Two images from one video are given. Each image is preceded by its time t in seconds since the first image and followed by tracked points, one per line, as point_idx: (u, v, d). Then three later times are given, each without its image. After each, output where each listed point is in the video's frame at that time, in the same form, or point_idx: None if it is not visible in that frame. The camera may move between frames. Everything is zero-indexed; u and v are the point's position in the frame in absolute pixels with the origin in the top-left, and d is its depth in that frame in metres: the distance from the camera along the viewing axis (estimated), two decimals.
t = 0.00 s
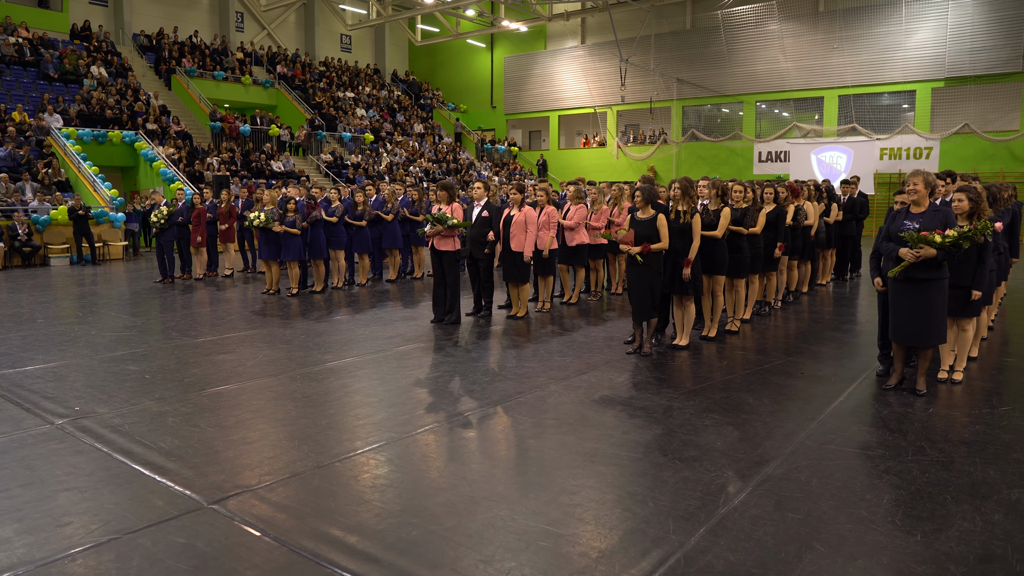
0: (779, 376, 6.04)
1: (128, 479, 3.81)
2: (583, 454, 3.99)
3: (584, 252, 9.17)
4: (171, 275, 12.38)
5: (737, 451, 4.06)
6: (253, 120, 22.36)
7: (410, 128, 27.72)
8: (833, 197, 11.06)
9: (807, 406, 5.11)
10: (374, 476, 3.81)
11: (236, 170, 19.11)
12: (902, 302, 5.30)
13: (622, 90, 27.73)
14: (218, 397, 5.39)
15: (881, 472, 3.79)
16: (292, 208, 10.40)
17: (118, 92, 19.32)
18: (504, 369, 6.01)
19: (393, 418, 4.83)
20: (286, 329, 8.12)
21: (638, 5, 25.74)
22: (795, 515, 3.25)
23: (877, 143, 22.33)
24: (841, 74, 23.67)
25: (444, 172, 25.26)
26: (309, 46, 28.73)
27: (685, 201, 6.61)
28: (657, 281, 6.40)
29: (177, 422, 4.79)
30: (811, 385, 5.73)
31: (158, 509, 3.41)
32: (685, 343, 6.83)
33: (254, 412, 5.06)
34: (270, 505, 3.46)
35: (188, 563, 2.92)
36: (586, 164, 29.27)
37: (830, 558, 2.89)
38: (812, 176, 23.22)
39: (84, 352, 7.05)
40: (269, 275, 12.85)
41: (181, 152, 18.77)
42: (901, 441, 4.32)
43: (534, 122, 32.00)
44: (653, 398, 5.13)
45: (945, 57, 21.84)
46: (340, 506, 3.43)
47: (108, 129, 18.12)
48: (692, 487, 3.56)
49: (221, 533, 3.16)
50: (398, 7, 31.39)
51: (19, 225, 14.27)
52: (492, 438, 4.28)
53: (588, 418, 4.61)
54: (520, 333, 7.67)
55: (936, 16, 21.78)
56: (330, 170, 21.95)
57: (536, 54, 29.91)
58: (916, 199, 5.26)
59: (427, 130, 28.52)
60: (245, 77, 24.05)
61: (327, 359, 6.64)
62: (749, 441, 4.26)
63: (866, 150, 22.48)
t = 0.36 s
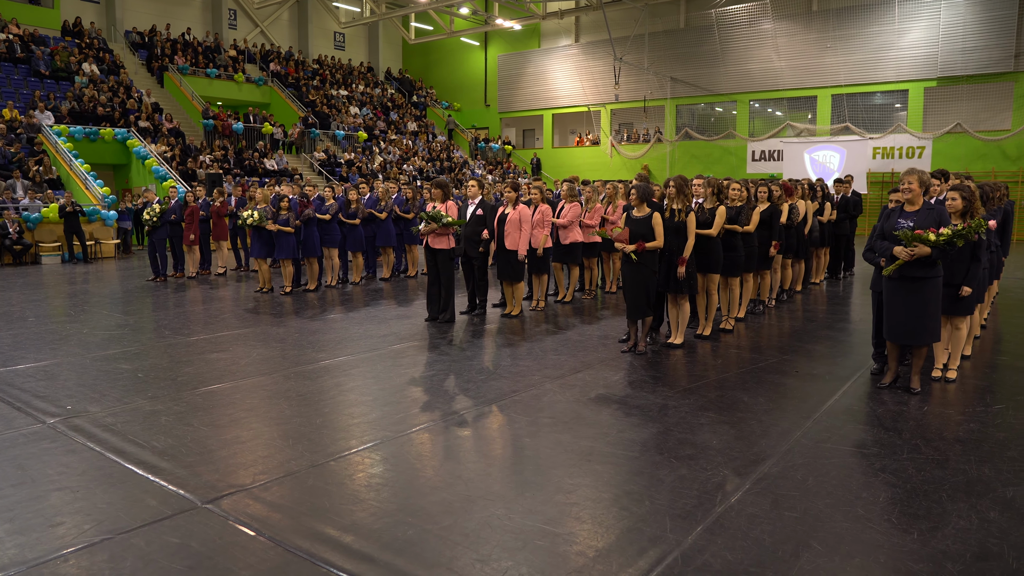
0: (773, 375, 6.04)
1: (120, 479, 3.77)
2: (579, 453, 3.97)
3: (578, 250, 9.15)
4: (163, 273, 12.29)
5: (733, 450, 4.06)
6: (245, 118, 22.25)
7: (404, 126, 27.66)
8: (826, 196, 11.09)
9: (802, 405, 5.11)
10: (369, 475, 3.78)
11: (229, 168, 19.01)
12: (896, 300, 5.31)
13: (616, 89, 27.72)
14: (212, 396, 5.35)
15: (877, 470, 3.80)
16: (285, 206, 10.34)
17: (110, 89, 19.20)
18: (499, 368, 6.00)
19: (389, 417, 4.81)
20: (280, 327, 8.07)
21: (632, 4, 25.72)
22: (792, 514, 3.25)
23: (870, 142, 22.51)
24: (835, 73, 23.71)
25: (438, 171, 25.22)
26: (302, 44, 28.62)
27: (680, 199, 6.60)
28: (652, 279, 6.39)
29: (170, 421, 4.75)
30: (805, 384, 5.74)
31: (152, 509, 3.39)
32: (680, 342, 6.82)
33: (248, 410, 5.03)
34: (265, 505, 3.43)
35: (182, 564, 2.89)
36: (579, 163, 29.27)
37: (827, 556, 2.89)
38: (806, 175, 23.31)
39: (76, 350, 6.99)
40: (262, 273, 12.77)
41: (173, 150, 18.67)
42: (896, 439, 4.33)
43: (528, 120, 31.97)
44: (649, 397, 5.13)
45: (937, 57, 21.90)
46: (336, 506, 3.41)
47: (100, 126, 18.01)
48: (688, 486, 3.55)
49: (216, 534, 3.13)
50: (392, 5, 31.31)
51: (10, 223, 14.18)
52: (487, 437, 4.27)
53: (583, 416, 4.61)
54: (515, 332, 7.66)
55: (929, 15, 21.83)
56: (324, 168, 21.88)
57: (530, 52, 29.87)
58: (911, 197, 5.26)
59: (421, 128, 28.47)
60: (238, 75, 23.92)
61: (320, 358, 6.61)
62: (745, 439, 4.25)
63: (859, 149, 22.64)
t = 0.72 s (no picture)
0: (774, 376, 6.04)
1: (125, 483, 3.74)
2: (588, 455, 3.96)
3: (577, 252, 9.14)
4: (160, 275, 12.23)
5: (742, 451, 4.05)
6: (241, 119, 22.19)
7: (399, 127, 27.62)
8: (825, 198, 11.11)
9: (808, 406, 5.11)
10: (378, 478, 3.76)
11: (225, 169, 18.96)
12: (901, 301, 5.31)
13: (612, 91, 27.76)
14: (215, 399, 5.32)
15: (886, 472, 3.79)
16: (284, 208, 10.28)
17: (105, 90, 19.10)
18: (502, 369, 5.98)
19: (394, 419, 4.80)
20: (280, 329, 8.03)
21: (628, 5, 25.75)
22: (804, 516, 3.25)
23: (866, 143, 22.46)
24: (830, 75, 23.77)
25: (434, 172, 25.22)
26: (298, 45, 28.55)
27: (683, 201, 6.60)
28: (655, 281, 6.39)
29: (174, 424, 4.72)
30: (808, 384, 5.75)
31: (160, 513, 3.36)
32: (682, 343, 6.82)
33: (252, 413, 5.00)
34: (274, 509, 3.40)
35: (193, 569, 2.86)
36: (575, 165, 29.31)
37: (842, 558, 2.88)
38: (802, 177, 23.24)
39: (75, 352, 6.94)
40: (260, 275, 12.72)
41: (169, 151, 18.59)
42: (904, 440, 4.33)
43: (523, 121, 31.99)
44: (654, 398, 5.12)
45: (932, 59, 21.99)
46: (345, 509, 3.39)
47: (95, 127, 17.92)
48: (699, 488, 3.54)
49: (225, 538, 3.11)
50: (388, 7, 31.28)
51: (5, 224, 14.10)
52: (495, 439, 4.25)
53: (590, 418, 4.60)
54: (516, 333, 7.66)
55: (924, 18, 21.91)
56: (320, 169, 21.86)
57: (526, 54, 29.89)
58: (915, 199, 5.26)
59: (417, 130, 28.47)
60: (234, 76, 23.85)
61: (322, 360, 6.57)
62: (753, 441, 4.25)
63: (855, 151, 22.62)
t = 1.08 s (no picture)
0: (777, 374, 6.04)
1: (129, 485, 3.68)
2: (599, 455, 3.93)
3: (576, 250, 9.10)
4: (153, 273, 12.10)
5: (752, 451, 4.03)
6: (232, 117, 22.02)
7: (391, 125, 27.50)
8: (821, 196, 11.13)
9: (814, 405, 5.09)
10: (387, 479, 3.72)
11: (216, 167, 18.82)
12: (905, 299, 5.31)
13: (605, 89, 27.75)
14: (216, 400, 5.25)
15: (897, 470, 3.78)
16: (279, 206, 10.18)
17: (94, 87, 18.90)
18: (505, 368, 5.95)
19: (399, 419, 4.75)
20: (277, 328, 7.96)
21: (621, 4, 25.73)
22: (820, 515, 3.23)
23: (857, 142, 22.71)
24: (822, 74, 23.83)
25: (426, 171, 25.14)
26: (288, 43, 28.36)
27: (685, 199, 6.57)
28: (657, 279, 6.36)
29: (176, 425, 4.65)
30: (811, 382, 5.75)
31: (168, 516, 3.31)
32: (683, 342, 6.80)
33: (256, 414, 4.95)
34: (283, 511, 3.35)
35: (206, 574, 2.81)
36: (567, 163, 29.30)
37: (860, 558, 2.87)
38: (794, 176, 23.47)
39: (70, 352, 6.85)
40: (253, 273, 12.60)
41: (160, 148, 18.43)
42: (912, 438, 4.32)
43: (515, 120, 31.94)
44: (660, 397, 5.10)
45: (923, 59, 22.08)
46: (358, 511, 3.34)
47: (84, 124, 17.73)
48: (712, 488, 3.51)
49: (236, 541, 3.06)
50: (379, 4, 31.13)
51: None
52: (503, 439, 4.22)
53: (598, 417, 4.58)
54: (516, 332, 7.63)
55: (915, 18, 22.00)
56: (312, 167, 21.74)
57: (518, 52, 29.84)
58: (919, 198, 5.26)
59: (409, 128, 28.37)
60: (225, 74, 23.66)
61: (321, 359, 6.51)
62: (762, 440, 4.23)
63: (846, 150, 22.93)
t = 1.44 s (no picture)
0: (782, 372, 6.01)
1: (133, 490, 3.59)
2: (612, 455, 3.88)
3: (574, 249, 9.08)
4: (144, 274, 11.93)
5: (765, 450, 3.99)
6: (221, 116, 21.86)
7: (381, 125, 27.37)
8: (816, 196, 11.17)
9: (822, 403, 5.07)
10: (400, 481, 3.65)
11: (206, 166, 18.66)
12: (912, 297, 5.30)
13: (596, 89, 27.76)
14: (216, 401, 5.16)
15: (913, 468, 3.76)
16: (274, 205, 10.09)
17: (82, 86, 18.70)
18: (509, 368, 5.89)
19: (404, 420, 4.68)
20: (273, 328, 7.87)
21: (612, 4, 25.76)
22: (841, 515, 3.20)
23: (846, 143, 22.94)
24: (812, 75, 23.93)
25: (416, 171, 25.06)
26: (278, 42, 28.17)
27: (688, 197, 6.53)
28: (661, 278, 6.33)
29: (177, 428, 4.56)
30: (817, 381, 5.73)
31: (176, 521, 3.22)
32: (686, 341, 6.76)
33: (258, 416, 4.86)
34: (293, 515, 3.28)
35: None
36: (557, 163, 29.29)
37: (886, 558, 2.83)
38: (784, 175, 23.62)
39: (63, 354, 6.72)
40: (246, 273, 12.48)
41: (149, 147, 18.26)
42: (924, 436, 4.31)
43: (505, 120, 31.89)
44: (667, 396, 5.07)
45: (912, 60, 22.22)
46: (372, 514, 3.27)
47: (71, 124, 17.53)
48: (729, 488, 3.47)
49: (248, 547, 2.98)
50: (369, 4, 31.00)
51: None
52: (513, 439, 4.16)
53: (607, 417, 4.54)
54: (516, 332, 7.57)
55: (903, 19, 22.14)
56: (302, 167, 21.58)
57: (508, 52, 29.82)
58: (925, 195, 5.25)
59: (399, 128, 28.28)
60: (214, 73, 23.48)
61: (322, 360, 6.43)
62: (774, 439, 4.19)
63: (835, 150, 23.05)
